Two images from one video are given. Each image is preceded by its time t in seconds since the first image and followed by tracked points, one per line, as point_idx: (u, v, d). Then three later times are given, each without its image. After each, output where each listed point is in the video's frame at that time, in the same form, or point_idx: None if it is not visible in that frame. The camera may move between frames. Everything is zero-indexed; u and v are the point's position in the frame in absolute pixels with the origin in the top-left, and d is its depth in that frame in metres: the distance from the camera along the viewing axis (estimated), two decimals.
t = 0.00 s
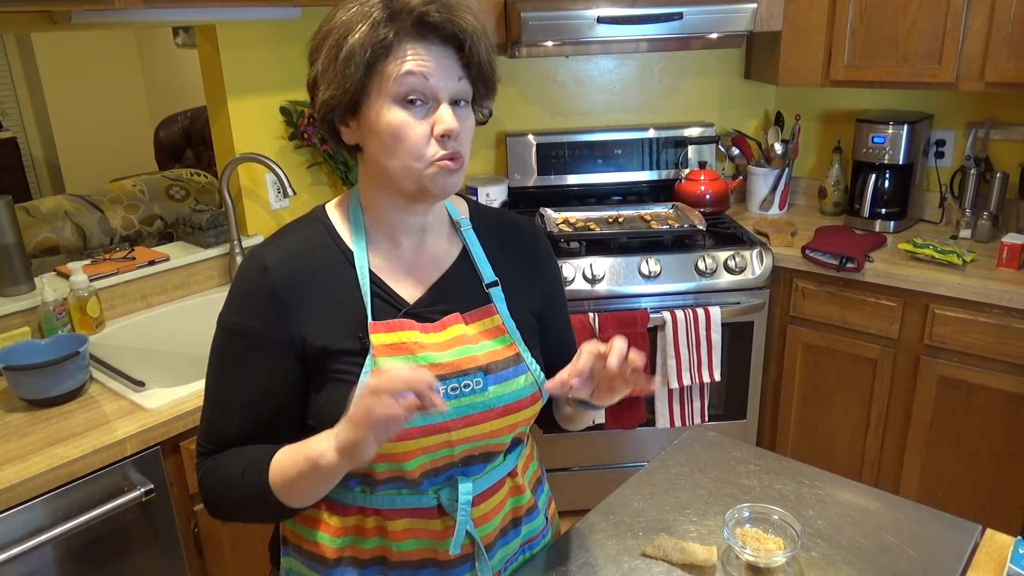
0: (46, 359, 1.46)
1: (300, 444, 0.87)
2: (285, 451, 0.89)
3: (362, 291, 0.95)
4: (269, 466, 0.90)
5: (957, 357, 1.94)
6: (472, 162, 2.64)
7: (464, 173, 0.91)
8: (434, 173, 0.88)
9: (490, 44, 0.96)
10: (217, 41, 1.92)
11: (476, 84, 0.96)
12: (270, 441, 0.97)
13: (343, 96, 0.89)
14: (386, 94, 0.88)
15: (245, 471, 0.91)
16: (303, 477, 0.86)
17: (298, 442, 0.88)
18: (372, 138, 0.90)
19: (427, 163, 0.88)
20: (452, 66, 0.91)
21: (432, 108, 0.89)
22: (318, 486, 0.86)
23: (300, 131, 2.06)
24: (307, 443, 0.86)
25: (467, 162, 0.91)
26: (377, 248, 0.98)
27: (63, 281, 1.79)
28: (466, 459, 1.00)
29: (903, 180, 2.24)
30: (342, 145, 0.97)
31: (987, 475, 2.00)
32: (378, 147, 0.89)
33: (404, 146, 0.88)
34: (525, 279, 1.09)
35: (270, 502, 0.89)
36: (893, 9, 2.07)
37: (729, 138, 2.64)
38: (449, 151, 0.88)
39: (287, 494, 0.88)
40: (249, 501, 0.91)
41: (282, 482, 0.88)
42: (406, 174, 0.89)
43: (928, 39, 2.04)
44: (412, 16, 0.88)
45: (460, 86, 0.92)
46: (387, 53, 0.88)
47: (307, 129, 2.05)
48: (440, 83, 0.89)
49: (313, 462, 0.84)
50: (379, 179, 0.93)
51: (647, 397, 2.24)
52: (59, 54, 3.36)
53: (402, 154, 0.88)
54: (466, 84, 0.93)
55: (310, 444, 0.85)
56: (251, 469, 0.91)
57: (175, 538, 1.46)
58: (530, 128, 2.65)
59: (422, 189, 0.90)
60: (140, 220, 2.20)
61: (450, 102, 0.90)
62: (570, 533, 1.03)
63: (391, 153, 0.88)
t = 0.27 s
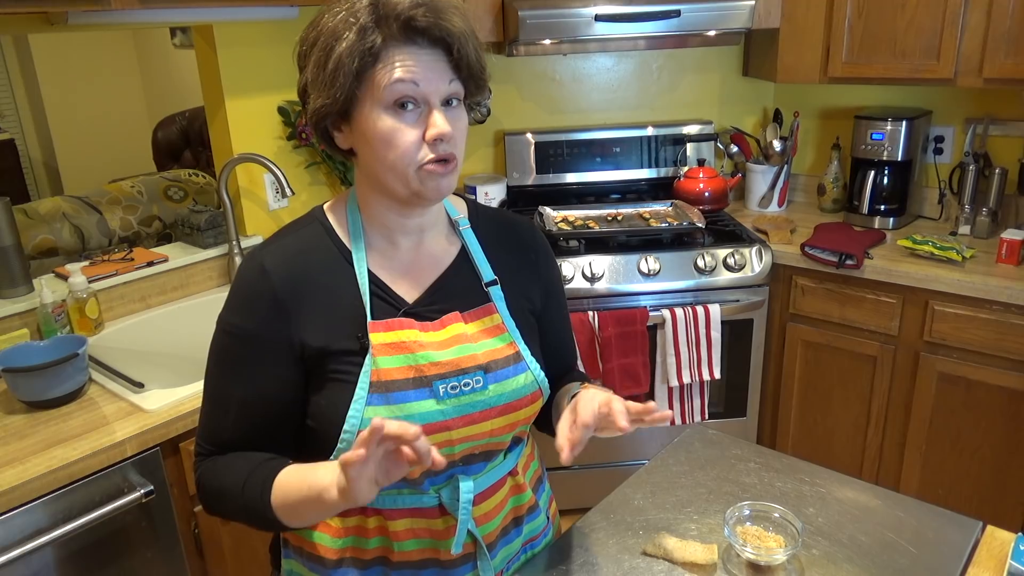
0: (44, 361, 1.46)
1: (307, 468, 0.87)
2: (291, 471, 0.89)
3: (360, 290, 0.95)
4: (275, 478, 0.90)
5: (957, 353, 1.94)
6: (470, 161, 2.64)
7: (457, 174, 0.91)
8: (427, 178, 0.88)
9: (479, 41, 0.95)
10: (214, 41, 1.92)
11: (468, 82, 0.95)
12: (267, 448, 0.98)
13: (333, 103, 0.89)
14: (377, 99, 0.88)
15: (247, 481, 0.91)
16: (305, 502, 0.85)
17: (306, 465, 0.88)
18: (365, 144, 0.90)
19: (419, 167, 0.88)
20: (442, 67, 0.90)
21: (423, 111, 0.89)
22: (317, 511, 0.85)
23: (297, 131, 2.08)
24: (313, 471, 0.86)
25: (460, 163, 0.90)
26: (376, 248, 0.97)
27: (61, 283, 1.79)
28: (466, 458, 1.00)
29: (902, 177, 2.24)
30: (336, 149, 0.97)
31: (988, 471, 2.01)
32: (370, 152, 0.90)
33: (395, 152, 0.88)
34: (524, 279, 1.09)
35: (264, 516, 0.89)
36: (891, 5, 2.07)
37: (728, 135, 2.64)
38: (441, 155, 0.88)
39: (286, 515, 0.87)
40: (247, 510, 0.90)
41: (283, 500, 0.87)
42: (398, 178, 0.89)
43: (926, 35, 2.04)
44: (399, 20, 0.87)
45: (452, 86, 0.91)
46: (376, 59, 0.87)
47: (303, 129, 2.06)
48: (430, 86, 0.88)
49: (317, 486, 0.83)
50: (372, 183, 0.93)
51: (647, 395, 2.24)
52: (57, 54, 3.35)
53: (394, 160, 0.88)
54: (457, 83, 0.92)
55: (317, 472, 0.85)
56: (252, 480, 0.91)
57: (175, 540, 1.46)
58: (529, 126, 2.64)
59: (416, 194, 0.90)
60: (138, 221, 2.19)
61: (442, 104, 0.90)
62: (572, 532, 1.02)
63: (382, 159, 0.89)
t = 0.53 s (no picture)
0: (44, 360, 1.46)
1: (306, 482, 0.87)
2: (289, 480, 0.89)
3: (360, 293, 0.95)
4: (274, 483, 0.90)
5: (957, 351, 1.94)
6: (470, 159, 2.63)
7: (455, 179, 0.91)
8: (424, 183, 0.89)
9: (480, 46, 0.95)
10: (214, 39, 1.91)
11: (468, 87, 0.95)
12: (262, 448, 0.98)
13: (331, 104, 0.88)
14: (376, 102, 0.87)
15: (246, 481, 0.91)
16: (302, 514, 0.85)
17: (305, 478, 0.88)
18: (362, 146, 0.90)
19: (416, 172, 0.88)
20: (442, 71, 0.90)
21: (422, 116, 0.88)
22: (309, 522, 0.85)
23: (296, 130, 2.08)
24: (311, 486, 0.86)
25: (457, 168, 0.91)
26: (375, 249, 0.97)
27: (61, 281, 1.79)
28: (466, 459, 1.00)
29: (902, 175, 2.24)
30: (332, 146, 0.97)
31: (987, 469, 2.01)
32: (368, 154, 0.89)
33: (392, 156, 0.88)
34: (524, 279, 1.08)
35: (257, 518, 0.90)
36: (891, 3, 2.07)
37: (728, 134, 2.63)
38: (438, 161, 0.88)
39: (281, 523, 0.88)
40: (245, 510, 0.91)
41: (280, 509, 0.88)
42: (395, 182, 0.89)
43: (926, 33, 2.04)
44: (400, 23, 0.86)
45: (451, 90, 0.91)
46: (375, 62, 0.87)
47: (302, 128, 2.06)
48: (430, 90, 0.88)
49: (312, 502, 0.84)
50: (369, 185, 0.93)
51: (647, 393, 2.24)
52: (55, 51, 3.34)
53: (391, 163, 0.88)
54: (457, 88, 0.92)
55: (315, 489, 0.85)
56: (251, 481, 0.91)
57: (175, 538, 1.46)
58: (528, 124, 2.64)
59: (412, 199, 0.90)
60: (138, 220, 2.19)
61: (441, 109, 0.90)
62: (572, 532, 1.02)
63: (380, 162, 0.88)
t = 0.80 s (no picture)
0: (43, 360, 1.46)
1: (302, 481, 0.87)
2: (286, 480, 0.89)
3: (360, 295, 0.95)
4: (272, 482, 0.90)
5: (955, 351, 1.95)
6: (468, 159, 2.64)
7: (450, 180, 0.91)
8: (418, 185, 0.89)
9: (476, 45, 0.94)
10: (212, 40, 1.91)
11: (465, 88, 0.94)
12: (264, 450, 0.98)
13: (326, 106, 0.89)
14: (369, 104, 0.88)
15: (243, 483, 0.92)
16: (299, 515, 0.85)
17: (301, 476, 0.88)
18: (357, 148, 0.90)
19: (409, 174, 0.89)
20: (436, 72, 0.89)
21: (415, 117, 0.88)
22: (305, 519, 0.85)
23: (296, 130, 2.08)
24: (307, 485, 0.86)
25: (453, 170, 0.90)
26: (375, 250, 0.97)
27: (60, 282, 1.79)
28: (465, 460, 1.01)
29: (900, 174, 2.25)
30: (331, 146, 0.97)
31: (986, 468, 2.01)
32: (362, 156, 0.90)
33: (386, 158, 0.88)
34: (523, 280, 1.09)
35: (256, 518, 0.90)
36: (889, 3, 2.07)
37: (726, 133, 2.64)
38: (431, 162, 0.89)
39: (280, 522, 0.88)
40: (243, 511, 0.91)
41: (276, 509, 0.88)
42: (389, 185, 0.89)
43: (924, 33, 2.04)
44: (392, 24, 0.86)
45: (446, 90, 0.91)
46: (368, 64, 0.87)
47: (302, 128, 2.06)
48: (424, 92, 0.88)
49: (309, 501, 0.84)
50: (366, 186, 0.93)
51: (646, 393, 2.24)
52: (53, 52, 3.34)
53: (385, 166, 0.88)
54: (453, 89, 0.91)
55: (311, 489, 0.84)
56: (249, 482, 0.91)
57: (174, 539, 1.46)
58: (527, 124, 2.64)
59: (407, 200, 0.91)
60: (137, 220, 2.20)
61: (435, 110, 0.89)
62: (572, 531, 1.02)
63: (374, 164, 0.89)
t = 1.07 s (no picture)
0: (42, 359, 1.46)
1: (296, 480, 0.87)
2: (281, 478, 0.89)
3: (361, 290, 0.96)
4: (265, 482, 0.90)
5: (954, 346, 1.95)
6: (467, 157, 2.63)
7: (451, 176, 0.91)
8: (419, 181, 0.89)
9: (472, 40, 0.94)
10: (210, 38, 1.91)
11: (463, 83, 0.94)
12: (263, 446, 0.98)
13: (325, 105, 0.89)
14: (368, 102, 0.88)
15: (238, 481, 0.92)
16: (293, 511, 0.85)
17: (297, 475, 0.88)
18: (356, 146, 0.90)
19: (411, 172, 0.89)
20: (434, 69, 0.89)
21: (414, 114, 0.88)
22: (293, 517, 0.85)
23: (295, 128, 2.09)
24: (301, 485, 0.86)
25: (453, 165, 0.91)
26: (375, 245, 0.97)
27: (59, 281, 1.79)
28: (466, 455, 1.00)
29: (899, 170, 2.25)
30: (330, 145, 0.97)
31: (985, 463, 2.01)
32: (362, 154, 0.90)
33: (386, 156, 0.88)
34: (523, 276, 1.09)
35: (251, 516, 0.90)
36: None
37: (725, 130, 2.64)
38: (432, 158, 0.88)
39: (274, 517, 0.88)
40: (239, 507, 0.91)
41: (271, 507, 0.88)
42: (390, 182, 0.90)
43: (922, 28, 2.04)
44: (388, 21, 0.86)
45: (445, 86, 0.91)
46: (365, 62, 0.87)
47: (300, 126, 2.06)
48: (421, 88, 0.88)
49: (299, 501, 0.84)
50: (366, 184, 0.94)
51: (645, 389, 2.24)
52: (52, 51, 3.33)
53: (385, 163, 0.88)
54: (451, 85, 0.91)
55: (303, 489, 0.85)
56: (244, 480, 0.91)
57: (174, 536, 1.46)
58: (525, 122, 2.64)
59: (409, 197, 0.91)
60: (136, 219, 2.20)
61: (433, 106, 0.89)
62: (573, 525, 1.03)
63: (374, 163, 0.89)
